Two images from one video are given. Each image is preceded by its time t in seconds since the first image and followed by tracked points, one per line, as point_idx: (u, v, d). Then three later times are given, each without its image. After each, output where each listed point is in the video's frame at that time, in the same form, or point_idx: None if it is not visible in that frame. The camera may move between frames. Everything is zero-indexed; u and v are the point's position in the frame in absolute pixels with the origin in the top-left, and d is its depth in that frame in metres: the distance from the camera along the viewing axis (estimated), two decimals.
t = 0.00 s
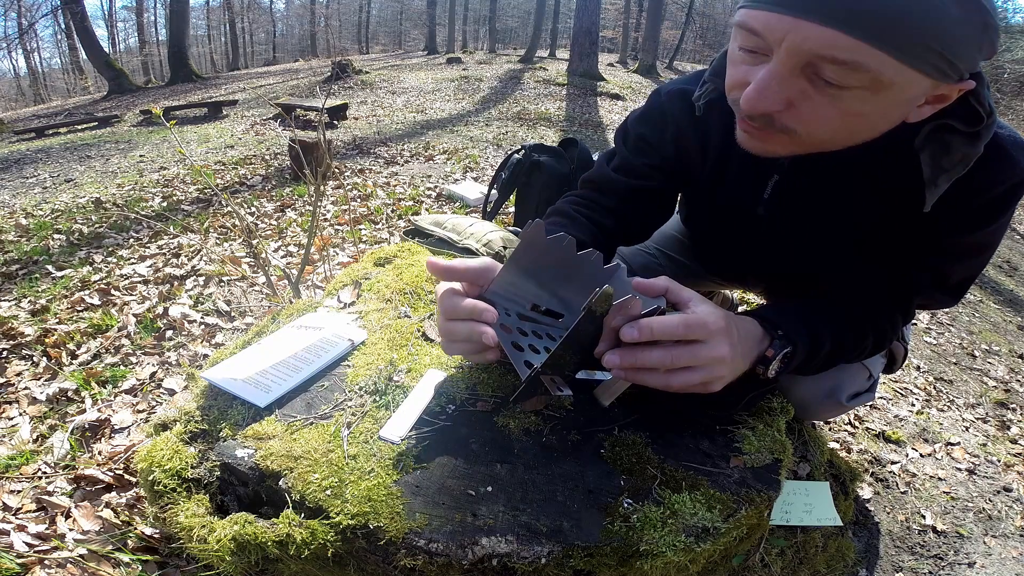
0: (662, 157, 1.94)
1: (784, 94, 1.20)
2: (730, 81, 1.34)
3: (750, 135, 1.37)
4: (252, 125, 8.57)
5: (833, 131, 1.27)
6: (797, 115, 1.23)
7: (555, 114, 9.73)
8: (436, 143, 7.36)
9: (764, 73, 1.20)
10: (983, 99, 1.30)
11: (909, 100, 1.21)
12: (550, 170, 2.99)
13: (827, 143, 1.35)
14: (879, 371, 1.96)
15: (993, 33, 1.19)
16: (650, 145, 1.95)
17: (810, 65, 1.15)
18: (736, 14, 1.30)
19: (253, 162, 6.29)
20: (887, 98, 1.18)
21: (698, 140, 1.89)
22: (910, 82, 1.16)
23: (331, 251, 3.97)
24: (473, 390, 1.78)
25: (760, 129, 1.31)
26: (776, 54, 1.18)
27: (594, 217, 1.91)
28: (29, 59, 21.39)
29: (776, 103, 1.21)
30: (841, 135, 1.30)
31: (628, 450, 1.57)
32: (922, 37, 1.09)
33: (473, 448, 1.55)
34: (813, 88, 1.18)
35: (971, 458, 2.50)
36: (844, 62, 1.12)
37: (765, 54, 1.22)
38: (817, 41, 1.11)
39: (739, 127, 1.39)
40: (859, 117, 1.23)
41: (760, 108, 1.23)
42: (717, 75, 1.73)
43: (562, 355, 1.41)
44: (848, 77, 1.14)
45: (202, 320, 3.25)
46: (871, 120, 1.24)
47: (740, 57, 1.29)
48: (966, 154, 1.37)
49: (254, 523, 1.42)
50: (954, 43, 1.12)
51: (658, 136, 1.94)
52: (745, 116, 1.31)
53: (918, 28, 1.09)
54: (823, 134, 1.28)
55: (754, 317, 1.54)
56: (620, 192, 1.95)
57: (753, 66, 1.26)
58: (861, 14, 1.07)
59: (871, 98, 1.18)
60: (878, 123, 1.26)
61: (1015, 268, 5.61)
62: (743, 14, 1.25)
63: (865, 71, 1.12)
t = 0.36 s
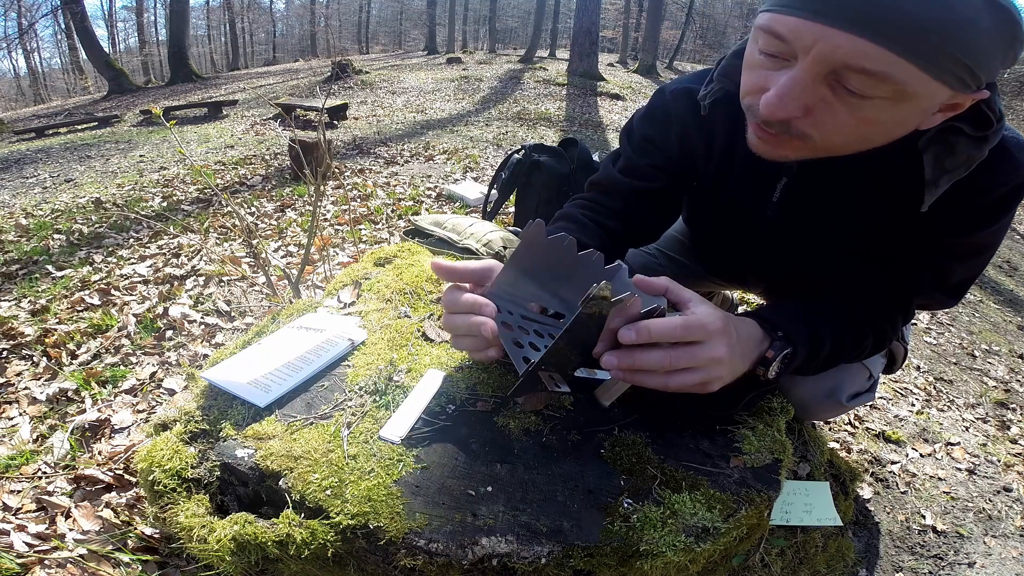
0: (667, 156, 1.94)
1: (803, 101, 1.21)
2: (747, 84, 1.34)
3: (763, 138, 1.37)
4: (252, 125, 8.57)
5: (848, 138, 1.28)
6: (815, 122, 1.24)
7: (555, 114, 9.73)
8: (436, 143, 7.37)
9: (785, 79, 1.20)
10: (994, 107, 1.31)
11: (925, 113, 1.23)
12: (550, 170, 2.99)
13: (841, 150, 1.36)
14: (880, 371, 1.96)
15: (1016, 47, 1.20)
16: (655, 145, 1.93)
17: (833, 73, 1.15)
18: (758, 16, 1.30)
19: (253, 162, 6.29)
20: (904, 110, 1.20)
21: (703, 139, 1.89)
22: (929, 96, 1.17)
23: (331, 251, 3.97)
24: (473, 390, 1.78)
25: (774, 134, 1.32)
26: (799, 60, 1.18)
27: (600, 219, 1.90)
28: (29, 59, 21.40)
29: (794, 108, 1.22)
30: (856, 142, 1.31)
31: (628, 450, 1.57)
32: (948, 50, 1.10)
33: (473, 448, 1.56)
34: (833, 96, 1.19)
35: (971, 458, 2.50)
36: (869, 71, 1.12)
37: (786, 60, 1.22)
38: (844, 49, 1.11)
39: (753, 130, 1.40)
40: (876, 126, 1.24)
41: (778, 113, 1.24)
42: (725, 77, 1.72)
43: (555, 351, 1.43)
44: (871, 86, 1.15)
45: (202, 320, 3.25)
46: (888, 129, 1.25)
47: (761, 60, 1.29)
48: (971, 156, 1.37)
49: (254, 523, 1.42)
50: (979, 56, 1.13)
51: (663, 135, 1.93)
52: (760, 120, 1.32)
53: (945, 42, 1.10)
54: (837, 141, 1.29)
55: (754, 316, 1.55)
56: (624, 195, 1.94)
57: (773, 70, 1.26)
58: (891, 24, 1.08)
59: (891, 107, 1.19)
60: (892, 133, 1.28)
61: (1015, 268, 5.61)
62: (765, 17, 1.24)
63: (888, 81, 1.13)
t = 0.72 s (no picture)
0: (665, 156, 1.95)
1: (797, 91, 1.21)
2: (740, 78, 1.35)
3: (761, 131, 1.38)
4: (252, 125, 8.57)
5: (844, 128, 1.28)
6: (807, 112, 1.24)
7: (555, 114, 9.73)
8: (436, 143, 7.37)
9: (776, 70, 1.21)
10: (985, 99, 1.34)
11: (920, 101, 1.22)
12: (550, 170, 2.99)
13: (838, 140, 1.36)
14: (880, 371, 1.96)
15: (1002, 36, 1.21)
16: (655, 145, 1.94)
17: (823, 62, 1.16)
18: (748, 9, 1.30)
19: (253, 162, 6.29)
20: (897, 97, 1.20)
21: (701, 139, 1.89)
22: (919, 84, 1.17)
23: (331, 251, 3.97)
24: (473, 390, 1.78)
25: (771, 125, 1.33)
26: (789, 51, 1.18)
27: (605, 218, 1.92)
28: (30, 60, 21.42)
29: (786, 99, 1.22)
30: (848, 131, 1.31)
31: (628, 450, 1.57)
32: (935, 38, 1.11)
33: (473, 448, 1.55)
34: (825, 85, 1.19)
35: (971, 458, 2.50)
36: (858, 61, 1.13)
37: (776, 51, 1.22)
38: (833, 39, 1.11)
39: (749, 123, 1.41)
40: (871, 115, 1.24)
41: (773, 102, 1.24)
42: (723, 72, 1.71)
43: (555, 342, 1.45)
44: (861, 74, 1.15)
45: (202, 320, 3.25)
46: (883, 117, 1.25)
47: (752, 54, 1.29)
48: (971, 152, 1.37)
49: (254, 523, 1.42)
50: (965, 44, 1.13)
51: (662, 135, 1.94)
52: (756, 113, 1.32)
53: (931, 28, 1.10)
54: (834, 131, 1.29)
55: (758, 325, 1.55)
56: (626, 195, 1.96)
57: (763, 62, 1.26)
58: (878, 13, 1.08)
59: (881, 96, 1.19)
60: (889, 121, 1.28)
61: (1015, 268, 5.61)
62: (755, 10, 1.25)
63: (878, 70, 1.13)
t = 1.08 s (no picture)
0: (664, 157, 2.10)
1: (768, 45, 1.21)
2: (722, 46, 1.37)
3: (744, 96, 1.38)
4: (252, 125, 8.57)
5: (821, 80, 1.27)
6: (781, 65, 1.24)
7: (555, 114, 9.73)
8: (436, 143, 7.37)
9: (745, 29, 1.22)
10: (943, 62, 1.32)
11: (889, 45, 1.21)
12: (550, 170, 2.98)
13: (819, 99, 1.35)
14: (879, 369, 1.96)
15: None
16: (656, 145, 2.09)
17: (787, 14, 1.16)
18: None
19: (253, 162, 6.29)
20: (865, 41, 1.18)
21: (693, 138, 2.00)
22: (882, 27, 1.16)
23: (331, 251, 3.97)
24: (473, 390, 1.78)
25: (753, 83, 1.32)
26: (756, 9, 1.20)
27: (622, 218, 2.02)
28: (29, 59, 21.42)
29: (759, 52, 1.22)
30: (827, 87, 1.29)
31: (628, 450, 1.57)
32: None
33: (473, 448, 1.55)
34: (793, 37, 1.20)
35: (971, 458, 2.50)
36: (816, 9, 1.12)
37: (743, 13, 1.25)
38: None
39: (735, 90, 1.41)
40: (842, 64, 1.23)
41: (746, 54, 1.24)
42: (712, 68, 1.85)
43: (552, 343, 1.45)
44: (824, 21, 1.14)
45: (202, 320, 3.25)
46: (856, 66, 1.24)
47: (727, 24, 1.33)
48: (936, 112, 1.32)
49: (254, 523, 1.42)
50: None
51: (659, 136, 2.09)
52: (736, 72, 1.32)
53: None
54: (811, 85, 1.28)
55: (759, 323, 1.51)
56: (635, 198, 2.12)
57: (734, 27, 1.29)
58: None
59: (846, 42, 1.18)
60: (864, 70, 1.25)
61: (1015, 268, 5.61)
62: None
63: (835, 15, 1.13)
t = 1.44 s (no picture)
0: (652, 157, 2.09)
1: (728, 21, 1.31)
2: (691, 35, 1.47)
3: (714, 76, 1.47)
4: (252, 125, 8.56)
5: (786, 52, 1.35)
6: (744, 41, 1.33)
7: (555, 115, 9.73)
8: (436, 143, 7.37)
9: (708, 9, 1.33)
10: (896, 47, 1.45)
11: (841, 14, 1.31)
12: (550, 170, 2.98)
13: (790, 75, 1.44)
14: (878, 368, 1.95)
15: None
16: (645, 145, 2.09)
17: None
18: None
19: (253, 162, 6.29)
20: (819, 11, 1.28)
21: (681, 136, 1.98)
22: None
23: (331, 251, 3.97)
24: (473, 390, 1.78)
25: (721, 61, 1.41)
26: None
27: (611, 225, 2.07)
28: (30, 59, 21.43)
29: (720, 28, 1.32)
30: (792, 61, 1.38)
31: (628, 450, 1.57)
32: None
33: (473, 448, 1.56)
34: (750, 13, 1.29)
35: (971, 458, 2.50)
36: None
37: None
38: None
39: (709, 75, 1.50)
40: (802, 34, 1.31)
41: (710, 30, 1.33)
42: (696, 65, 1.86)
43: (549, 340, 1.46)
44: None
45: (202, 320, 3.25)
46: (817, 37, 1.33)
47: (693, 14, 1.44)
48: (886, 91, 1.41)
49: (254, 523, 1.42)
50: None
51: (648, 135, 2.08)
52: (705, 51, 1.41)
53: None
54: (777, 58, 1.36)
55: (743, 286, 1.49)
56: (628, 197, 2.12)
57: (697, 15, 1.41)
58: None
59: (799, 15, 1.28)
60: (825, 40, 1.34)
61: (1014, 268, 5.62)
62: None
63: None
